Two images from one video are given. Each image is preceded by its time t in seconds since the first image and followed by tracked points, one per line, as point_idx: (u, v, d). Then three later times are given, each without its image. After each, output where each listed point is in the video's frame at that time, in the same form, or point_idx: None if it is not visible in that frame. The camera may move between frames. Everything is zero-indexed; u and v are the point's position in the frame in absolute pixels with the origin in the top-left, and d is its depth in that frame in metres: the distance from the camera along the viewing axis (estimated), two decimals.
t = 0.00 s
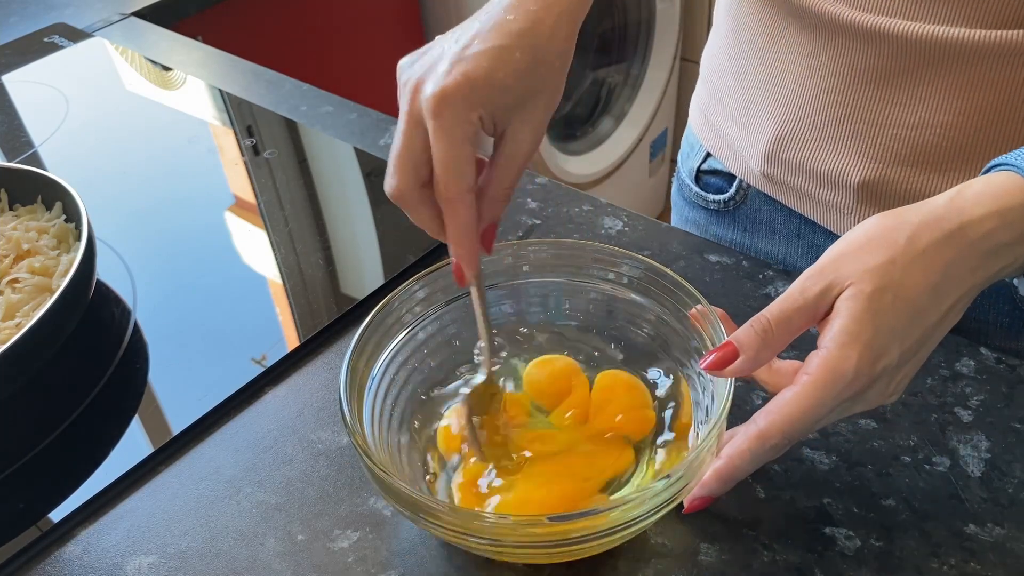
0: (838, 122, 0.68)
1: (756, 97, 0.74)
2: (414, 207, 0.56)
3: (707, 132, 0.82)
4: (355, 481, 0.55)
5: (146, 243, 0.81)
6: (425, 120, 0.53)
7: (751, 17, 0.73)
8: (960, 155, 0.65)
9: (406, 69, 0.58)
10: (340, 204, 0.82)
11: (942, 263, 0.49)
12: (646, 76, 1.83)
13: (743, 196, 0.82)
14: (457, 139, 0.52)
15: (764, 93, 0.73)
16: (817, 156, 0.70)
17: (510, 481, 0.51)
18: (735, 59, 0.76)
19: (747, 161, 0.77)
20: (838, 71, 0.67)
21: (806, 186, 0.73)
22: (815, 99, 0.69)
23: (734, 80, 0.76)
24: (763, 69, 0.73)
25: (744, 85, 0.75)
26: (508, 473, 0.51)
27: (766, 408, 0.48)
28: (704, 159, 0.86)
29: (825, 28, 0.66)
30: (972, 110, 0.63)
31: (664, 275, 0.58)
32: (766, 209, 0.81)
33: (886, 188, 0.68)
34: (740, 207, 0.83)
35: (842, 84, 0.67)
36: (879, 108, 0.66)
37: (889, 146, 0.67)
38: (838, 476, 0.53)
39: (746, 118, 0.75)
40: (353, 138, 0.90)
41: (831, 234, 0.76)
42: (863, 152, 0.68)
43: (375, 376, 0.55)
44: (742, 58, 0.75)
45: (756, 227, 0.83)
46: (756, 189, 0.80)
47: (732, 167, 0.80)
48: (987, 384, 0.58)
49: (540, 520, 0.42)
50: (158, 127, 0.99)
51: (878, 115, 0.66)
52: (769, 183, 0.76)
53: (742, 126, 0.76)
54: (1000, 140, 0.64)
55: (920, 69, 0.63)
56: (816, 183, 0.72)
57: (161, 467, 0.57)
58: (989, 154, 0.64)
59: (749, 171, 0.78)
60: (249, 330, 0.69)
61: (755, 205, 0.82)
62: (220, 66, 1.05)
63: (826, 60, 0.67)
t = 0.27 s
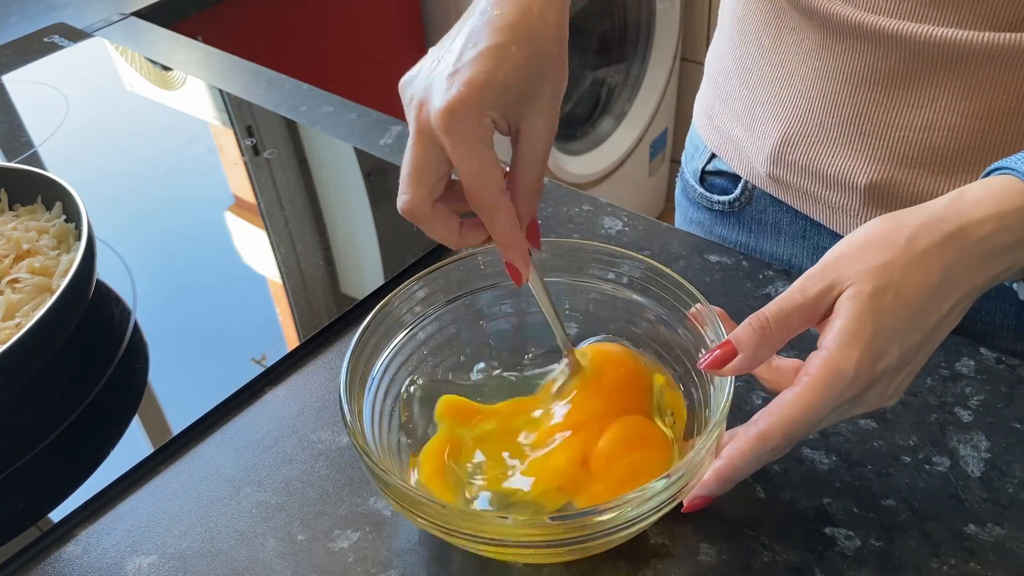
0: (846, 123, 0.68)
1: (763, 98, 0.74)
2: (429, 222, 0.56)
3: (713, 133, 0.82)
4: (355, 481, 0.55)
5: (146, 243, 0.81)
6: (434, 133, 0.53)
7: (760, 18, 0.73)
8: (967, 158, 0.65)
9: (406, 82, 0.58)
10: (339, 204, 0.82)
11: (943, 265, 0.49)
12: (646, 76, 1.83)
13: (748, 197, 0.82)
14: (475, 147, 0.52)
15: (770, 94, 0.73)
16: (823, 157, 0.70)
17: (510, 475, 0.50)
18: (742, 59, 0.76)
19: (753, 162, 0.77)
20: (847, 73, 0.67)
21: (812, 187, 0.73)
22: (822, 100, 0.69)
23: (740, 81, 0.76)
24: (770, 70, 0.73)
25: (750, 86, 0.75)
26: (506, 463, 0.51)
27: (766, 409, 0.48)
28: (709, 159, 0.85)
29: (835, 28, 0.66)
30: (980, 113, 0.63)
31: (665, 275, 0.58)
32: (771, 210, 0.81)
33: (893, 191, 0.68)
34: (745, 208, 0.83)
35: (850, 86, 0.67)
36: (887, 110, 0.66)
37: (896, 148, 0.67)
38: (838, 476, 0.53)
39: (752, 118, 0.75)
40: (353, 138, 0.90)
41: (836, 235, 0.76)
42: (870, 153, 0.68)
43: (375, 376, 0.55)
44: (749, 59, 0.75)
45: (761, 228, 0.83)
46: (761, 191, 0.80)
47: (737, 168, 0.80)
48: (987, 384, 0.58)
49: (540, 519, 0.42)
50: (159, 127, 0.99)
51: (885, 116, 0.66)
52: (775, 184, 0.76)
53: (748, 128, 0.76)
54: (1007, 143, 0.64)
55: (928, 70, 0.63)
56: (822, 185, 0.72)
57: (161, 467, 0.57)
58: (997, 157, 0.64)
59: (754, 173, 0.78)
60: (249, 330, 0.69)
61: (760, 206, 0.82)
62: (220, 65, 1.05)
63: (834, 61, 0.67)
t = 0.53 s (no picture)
0: (850, 124, 0.68)
1: (766, 99, 0.74)
2: (388, 204, 0.55)
3: (714, 134, 0.81)
4: (355, 481, 0.55)
5: (146, 243, 0.81)
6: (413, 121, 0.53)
7: (762, 19, 0.73)
8: (970, 159, 0.65)
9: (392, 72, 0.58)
10: (339, 204, 0.82)
11: (944, 268, 0.49)
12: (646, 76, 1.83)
13: (750, 200, 0.82)
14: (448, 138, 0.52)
15: (773, 95, 0.73)
16: (827, 159, 0.70)
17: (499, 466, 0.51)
18: (745, 60, 0.76)
19: (756, 164, 0.77)
20: (851, 74, 0.66)
21: (815, 189, 0.73)
22: (826, 102, 0.69)
23: (743, 82, 0.76)
24: (773, 71, 0.73)
25: (753, 87, 0.75)
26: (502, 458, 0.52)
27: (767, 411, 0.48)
28: (710, 162, 0.85)
29: (839, 30, 0.66)
30: (984, 114, 0.63)
31: (664, 274, 0.58)
32: (773, 212, 0.81)
33: (896, 192, 0.68)
34: (746, 210, 0.83)
35: (854, 87, 0.67)
36: (891, 111, 0.66)
37: (900, 149, 0.67)
38: (838, 476, 0.53)
39: (754, 120, 0.75)
40: (353, 138, 0.90)
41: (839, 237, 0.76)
42: (873, 155, 0.68)
43: (375, 376, 0.55)
44: (752, 61, 0.75)
45: (763, 230, 0.83)
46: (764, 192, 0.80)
47: (739, 169, 0.80)
48: (987, 384, 0.58)
49: (540, 519, 0.42)
50: (158, 127, 0.99)
51: (889, 118, 0.66)
52: (777, 186, 0.76)
53: (750, 129, 0.76)
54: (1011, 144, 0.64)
55: (933, 72, 0.63)
56: (825, 186, 0.72)
57: (161, 467, 0.57)
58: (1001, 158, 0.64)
59: (757, 174, 0.77)
60: (249, 330, 0.69)
61: (762, 208, 0.81)
62: (220, 65, 1.05)
63: (838, 63, 0.67)
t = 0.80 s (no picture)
0: (853, 127, 0.68)
1: (768, 101, 0.73)
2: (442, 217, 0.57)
3: (716, 137, 0.81)
4: (355, 481, 0.55)
5: (146, 243, 0.81)
6: (449, 133, 0.54)
7: (765, 21, 0.73)
8: (973, 162, 0.65)
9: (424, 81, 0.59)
10: (339, 204, 0.82)
11: (944, 269, 0.49)
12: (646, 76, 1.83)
13: (752, 201, 0.82)
14: (485, 150, 0.52)
15: (776, 97, 0.73)
16: (829, 161, 0.70)
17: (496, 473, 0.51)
18: (747, 62, 0.76)
19: (757, 166, 0.77)
20: (854, 76, 0.67)
21: (817, 191, 0.73)
22: (828, 104, 0.69)
23: (745, 84, 0.76)
24: (776, 73, 0.73)
25: (755, 89, 0.75)
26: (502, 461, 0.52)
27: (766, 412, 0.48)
28: (711, 164, 0.85)
29: (842, 31, 0.66)
30: (988, 117, 0.63)
31: (663, 274, 0.58)
32: (775, 214, 0.81)
33: (898, 194, 0.68)
34: (748, 212, 0.83)
35: (857, 89, 0.67)
36: (894, 113, 0.66)
37: (902, 152, 0.67)
38: (838, 476, 0.53)
39: (757, 122, 0.75)
40: (353, 138, 0.90)
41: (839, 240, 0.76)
42: (876, 157, 0.68)
43: (375, 375, 0.55)
44: (754, 63, 0.75)
45: (765, 232, 0.83)
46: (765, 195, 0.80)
47: (740, 171, 0.80)
48: (986, 384, 0.58)
49: (539, 519, 0.42)
50: (159, 127, 0.99)
51: (892, 120, 0.66)
52: (778, 188, 0.76)
53: (752, 131, 0.76)
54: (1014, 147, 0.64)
55: (937, 74, 0.63)
56: (827, 189, 0.71)
57: (161, 467, 0.57)
58: (1004, 161, 0.64)
59: (758, 176, 0.77)
60: (249, 330, 0.69)
61: (764, 210, 0.82)
62: (220, 65, 1.05)
63: (842, 65, 0.67)
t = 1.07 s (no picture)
0: (857, 126, 0.68)
1: (771, 101, 0.73)
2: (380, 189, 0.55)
3: (719, 136, 0.81)
4: (355, 481, 0.55)
5: (146, 243, 0.81)
6: (413, 107, 0.53)
7: (769, 21, 0.73)
8: (976, 163, 0.65)
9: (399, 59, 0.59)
10: (339, 204, 0.82)
11: (944, 271, 0.49)
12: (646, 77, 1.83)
13: (754, 201, 0.82)
14: (447, 127, 0.52)
15: (778, 96, 0.73)
16: (832, 160, 0.70)
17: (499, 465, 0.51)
18: (751, 62, 0.76)
19: (760, 165, 0.77)
20: (857, 76, 0.67)
21: (820, 191, 0.73)
22: (832, 103, 0.69)
23: (748, 83, 0.76)
24: (779, 73, 0.73)
25: (758, 89, 0.75)
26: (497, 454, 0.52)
27: (767, 413, 0.48)
28: (715, 162, 0.85)
29: (846, 31, 0.66)
30: (991, 117, 0.63)
31: (663, 274, 0.58)
32: (777, 214, 0.81)
33: (901, 195, 0.68)
34: (750, 211, 0.83)
35: (860, 89, 0.67)
36: (897, 113, 0.66)
37: (905, 152, 0.67)
38: (838, 476, 0.53)
39: (759, 121, 0.75)
40: (353, 138, 0.90)
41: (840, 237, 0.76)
42: (879, 157, 0.68)
43: (375, 375, 0.55)
44: (757, 62, 0.75)
45: (767, 231, 0.83)
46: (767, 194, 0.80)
47: (743, 170, 0.80)
48: (986, 384, 0.58)
49: (539, 519, 0.42)
50: (159, 127, 0.99)
51: (895, 120, 0.66)
52: (781, 188, 0.76)
53: (755, 131, 0.76)
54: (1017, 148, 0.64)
55: (940, 74, 0.63)
56: (830, 188, 0.71)
57: (160, 467, 0.57)
58: (1008, 161, 0.64)
59: (761, 176, 0.77)
60: (249, 330, 0.69)
61: (766, 210, 0.82)
62: (220, 65, 1.05)
63: (845, 65, 0.67)
